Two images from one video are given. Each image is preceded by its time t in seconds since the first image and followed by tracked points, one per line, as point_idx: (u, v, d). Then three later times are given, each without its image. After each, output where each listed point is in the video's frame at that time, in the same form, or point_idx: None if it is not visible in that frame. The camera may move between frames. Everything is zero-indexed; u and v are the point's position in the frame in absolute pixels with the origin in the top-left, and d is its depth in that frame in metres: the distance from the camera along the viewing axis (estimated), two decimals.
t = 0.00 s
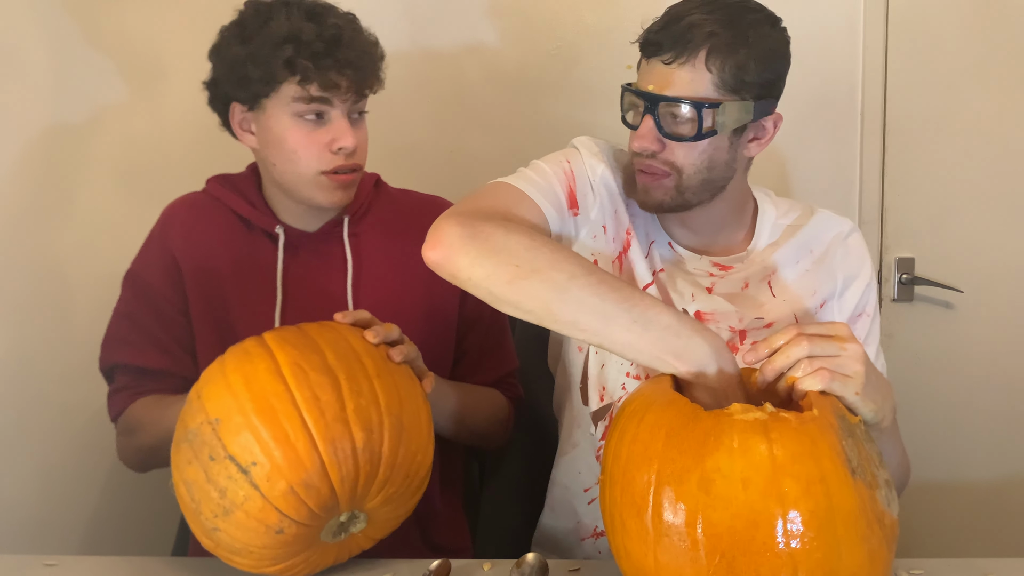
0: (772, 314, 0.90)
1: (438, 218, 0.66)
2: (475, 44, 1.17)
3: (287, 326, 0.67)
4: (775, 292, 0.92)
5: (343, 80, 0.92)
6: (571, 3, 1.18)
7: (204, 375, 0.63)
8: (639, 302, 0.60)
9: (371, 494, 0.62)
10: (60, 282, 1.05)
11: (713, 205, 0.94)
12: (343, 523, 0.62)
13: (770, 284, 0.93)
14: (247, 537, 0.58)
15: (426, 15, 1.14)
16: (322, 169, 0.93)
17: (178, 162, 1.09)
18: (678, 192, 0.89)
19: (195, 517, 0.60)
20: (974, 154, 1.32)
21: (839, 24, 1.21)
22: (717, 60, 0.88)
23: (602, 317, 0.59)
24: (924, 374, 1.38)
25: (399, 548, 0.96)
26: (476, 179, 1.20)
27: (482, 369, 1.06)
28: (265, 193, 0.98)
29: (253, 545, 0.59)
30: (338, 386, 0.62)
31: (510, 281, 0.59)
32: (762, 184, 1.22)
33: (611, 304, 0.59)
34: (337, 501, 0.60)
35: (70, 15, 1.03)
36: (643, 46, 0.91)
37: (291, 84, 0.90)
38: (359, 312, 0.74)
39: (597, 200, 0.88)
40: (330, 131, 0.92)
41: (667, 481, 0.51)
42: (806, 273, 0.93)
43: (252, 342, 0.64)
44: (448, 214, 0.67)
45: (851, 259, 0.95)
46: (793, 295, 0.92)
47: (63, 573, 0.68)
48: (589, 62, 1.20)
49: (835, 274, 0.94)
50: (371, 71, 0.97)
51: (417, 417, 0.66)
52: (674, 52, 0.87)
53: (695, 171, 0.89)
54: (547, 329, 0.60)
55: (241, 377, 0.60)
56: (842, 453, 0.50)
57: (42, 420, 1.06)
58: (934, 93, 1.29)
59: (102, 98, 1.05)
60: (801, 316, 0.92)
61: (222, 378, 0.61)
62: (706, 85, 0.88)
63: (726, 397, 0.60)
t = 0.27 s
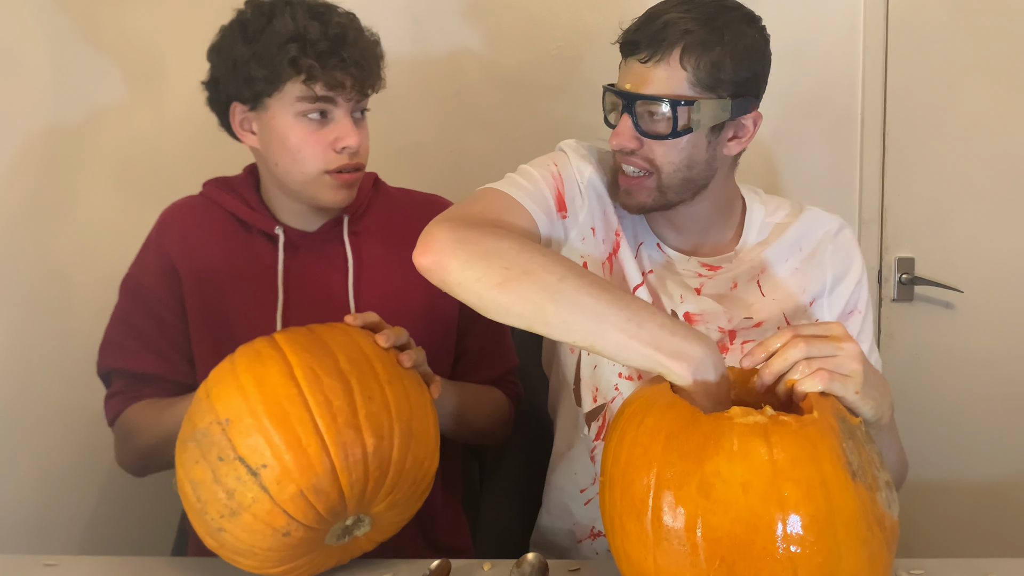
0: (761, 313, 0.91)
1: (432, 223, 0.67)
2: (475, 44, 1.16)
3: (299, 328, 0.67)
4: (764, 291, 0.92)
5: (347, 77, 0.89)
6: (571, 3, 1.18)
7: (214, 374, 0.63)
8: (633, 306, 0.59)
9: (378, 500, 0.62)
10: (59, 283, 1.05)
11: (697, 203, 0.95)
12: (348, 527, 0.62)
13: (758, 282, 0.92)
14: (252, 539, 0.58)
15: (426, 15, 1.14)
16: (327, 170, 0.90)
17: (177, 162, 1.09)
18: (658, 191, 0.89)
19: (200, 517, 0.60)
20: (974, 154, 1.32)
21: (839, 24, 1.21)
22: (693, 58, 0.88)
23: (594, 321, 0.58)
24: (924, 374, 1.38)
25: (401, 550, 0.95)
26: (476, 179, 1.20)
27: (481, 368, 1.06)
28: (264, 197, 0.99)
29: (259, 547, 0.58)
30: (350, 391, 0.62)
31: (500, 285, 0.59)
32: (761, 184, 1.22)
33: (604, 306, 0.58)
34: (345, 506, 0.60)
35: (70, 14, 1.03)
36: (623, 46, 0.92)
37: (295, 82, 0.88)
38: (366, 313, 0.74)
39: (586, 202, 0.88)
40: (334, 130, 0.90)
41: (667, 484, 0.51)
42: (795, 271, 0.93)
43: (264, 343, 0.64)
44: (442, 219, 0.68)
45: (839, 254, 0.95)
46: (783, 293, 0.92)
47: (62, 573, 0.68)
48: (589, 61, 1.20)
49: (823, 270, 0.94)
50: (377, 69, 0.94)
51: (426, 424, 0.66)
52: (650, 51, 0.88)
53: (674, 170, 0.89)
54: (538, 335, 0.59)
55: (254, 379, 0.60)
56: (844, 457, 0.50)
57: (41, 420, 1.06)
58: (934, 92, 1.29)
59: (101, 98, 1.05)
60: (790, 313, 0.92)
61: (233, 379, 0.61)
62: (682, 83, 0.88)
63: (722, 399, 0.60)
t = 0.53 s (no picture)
0: (762, 316, 0.91)
1: (423, 230, 0.67)
2: (475, 44, 1.17)
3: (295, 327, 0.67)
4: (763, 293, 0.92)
5: (346, 77, 0.90)
6: (572, 3, 1.19)
7: (212, 375, 0.63)
8: (632, 308, 0.60)
9: (378, 497, 0.63)
10: (60, 282, 1.05)
11: (696, 205, 0.95)
12: (348, 524, 0.62)
13: (758, 285, 0.93)
14: (253, 538, 0.58)
15: (427, 16, 1.15)
16: (326, 170, 0.90)
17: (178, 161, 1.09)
18: (654, 193, 0.88)
19: (200, 517, 0.60)
20: (973, 155, 1.32)
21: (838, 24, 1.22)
22: (690, 58, 0.88)
23: (592, 326, 0.59)
24: (923, 374, 1.38)
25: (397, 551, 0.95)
26: (476, 179, 1.20)
27: (478, 368, 1.06)
28: (263, 201, 0.99)
29: (260, 546, 0.58)
30: (349, 389, 0.62)
31: (496, 294, 0.59)
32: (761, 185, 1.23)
33: (602, 311, 0.59)
34: (345, 504, 0.60)
35: (69, 14, 1.03)
36: (622, 46, 0.92)
37: (295, 82, 0.88)
38: (362, 312, 0.74)
39: (585, 206, 0.88)
40: (334, 131, 0.90)
41: (667, 479, 0.51)
42: (795, 272, 0.93)
43: (261, 343, 0.64)
44: (435, 226, 0.68)
45: (838, 256, 0.95)
46: (783, 294, 0.92)
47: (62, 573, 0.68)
48: (589, 61, 1.20)
49: (822, 272, 0.94)
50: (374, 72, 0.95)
51: (424, 420, 0.66)
52: (648, 52, 0.88)
53: (671, 171, 0.89)
54: (537, 337, 0.60)
55: (252, 378, 0.60)
56: (842, 453, 0.50)
57: (42, 419, 1.06)
58: (934, 93, 1.29)
59: (102, 98, 1.05)
60: (790, 315, 0.92)
61: (232, 379, 0.61)
62: (678, 84, 0.88)
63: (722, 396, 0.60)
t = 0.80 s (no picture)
0: (762, 319, 0.91)
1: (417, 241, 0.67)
2: (476, 44, 1.17)
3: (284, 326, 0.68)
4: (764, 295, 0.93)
5: (341, 74, 0.89)
6: (572, 3, 1.19)
7: (204, 376, 0.63)
8: (631, 310, 0.60)
9: (374, 490, 0.63)
10: (61, 282, 1.05)
11: (697, 208, 0.95)
12: (346, 519, 0.62)
13: (760, 287, 0.93)
14: (251, 536, 0.58)
15: (427, 16, 1.15)
16: (321, 168, 0.90)
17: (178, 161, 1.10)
18: (653, 197, 0.88)
19: (197, 517, 0.60)
20: (973, 155, 1.33)
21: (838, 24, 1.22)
22: (688, 61, 0.88)
23: (591, 330, 0.59)
24: (923, 374, 1.38)
25: (399, 550, 0.95)
26: (476, 179, 1.20)
27: (474, 368, 1.06)
28: (259, 200, 1.00)
29: (258, 544, 0.58)
30: (342, 384, 0.62)
31: (497, 302, 0.60)
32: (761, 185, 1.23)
33: (601, 313, 0.59)
34: (341, 497, 0.60)
35: (69, 14, 1.03)
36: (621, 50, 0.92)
37: (291, 81, 0.88)
38: (354, 310, 0.74)
39: (584, 210, 0.88)
40: (329, 129, 0.90)
41: (667, 477, 0.51)
42: (796, 275, 0.94)
43: (251, 342, 0.64)
44: (428, 235, 0.68)
45: (840, 258, 0.95)
46: (785, 297, 0.93)
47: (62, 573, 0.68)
48: (590, 62, 1.20)
49: (824, 274, 0.94)
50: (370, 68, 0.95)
51: (417, 412, 0.66)
52: (646, 55, 0.88)
53: (670, 175, 0.89)
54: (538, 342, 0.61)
55: (242, 376, 0.60)
56: (842, 451, 0.51)
57: (42, 419, 1.06)
58: (933, 93, 1.30)
59: (103, 98, 1.05)
60: (791, 318, 0.92)
61: (224, 378, 0.61)
62: (676, 87, 0.88)
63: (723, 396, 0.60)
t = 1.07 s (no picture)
0: (762, 319, 0.91)
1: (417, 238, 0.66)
2: (475, 44, 1.16)
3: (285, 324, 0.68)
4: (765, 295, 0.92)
5: (313, 67, 0.90)
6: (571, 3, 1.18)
7: (205, 373, 0.63)
8: (629, 310, 0.60)
9: (373, 489, 0.62)
10: (60, 283, 1.05)
11: (694, 209, 0.95)
12: (344, 518, 0.62)
13: (760, 288, 0.93)
14: (250, 534, 0.58)
15: (426, 16, 1.14)
16: (294, 163, 0.92)
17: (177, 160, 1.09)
18: (647, 199, 0.88)
19: (196, 515, 0.60)
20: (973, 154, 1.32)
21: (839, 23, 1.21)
22: (678, 61, 0.88)
23: (591, 330, 0.59)
24: (923, 374, 1.38)
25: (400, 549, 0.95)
26: (475, 179, 1.20)
27: (474, 369, 1.06)
28: (258, 201, 1.00)
29: (256, 542, 0.58)
30: (341, 382, 0.62)
31: (496, 301, 0.59)
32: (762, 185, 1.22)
33: (599, 313, 0.59)
34: (340, 495, 0.60)
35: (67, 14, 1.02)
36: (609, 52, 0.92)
37: (264, 74, 0.90)
38: (356, 310, 0.74)
39: (583, 212, 0.88)
40: (302, 123, 0.92)
41: (667, 485, 0.51)
42: (796, 275, 0.94)
43: (252, 339, 0.64)
44: (428, 234, 0.67)
45: (841, 258, 0.95)
46: (786, 297, 0.92)
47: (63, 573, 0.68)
48: (590, 62, 1.20)
49: (825, 274, 0.94)
50: (350, 60, 0.94)
51: (416, 411, 0.66)
52: (635, 56, 0.88)
53: (663, 177, 0.88)
54: (538, 344, 0.60)
55: (242, 373, 0.60)
56: (844, 459, 0.50)
57: (42, 419, 1.06)
58: (934, 92, 1.29)
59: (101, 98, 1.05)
60: (792, 318, 0.92)
61: (224, 375, 0.61)
62: (667, 88, 0.88)
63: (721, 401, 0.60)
